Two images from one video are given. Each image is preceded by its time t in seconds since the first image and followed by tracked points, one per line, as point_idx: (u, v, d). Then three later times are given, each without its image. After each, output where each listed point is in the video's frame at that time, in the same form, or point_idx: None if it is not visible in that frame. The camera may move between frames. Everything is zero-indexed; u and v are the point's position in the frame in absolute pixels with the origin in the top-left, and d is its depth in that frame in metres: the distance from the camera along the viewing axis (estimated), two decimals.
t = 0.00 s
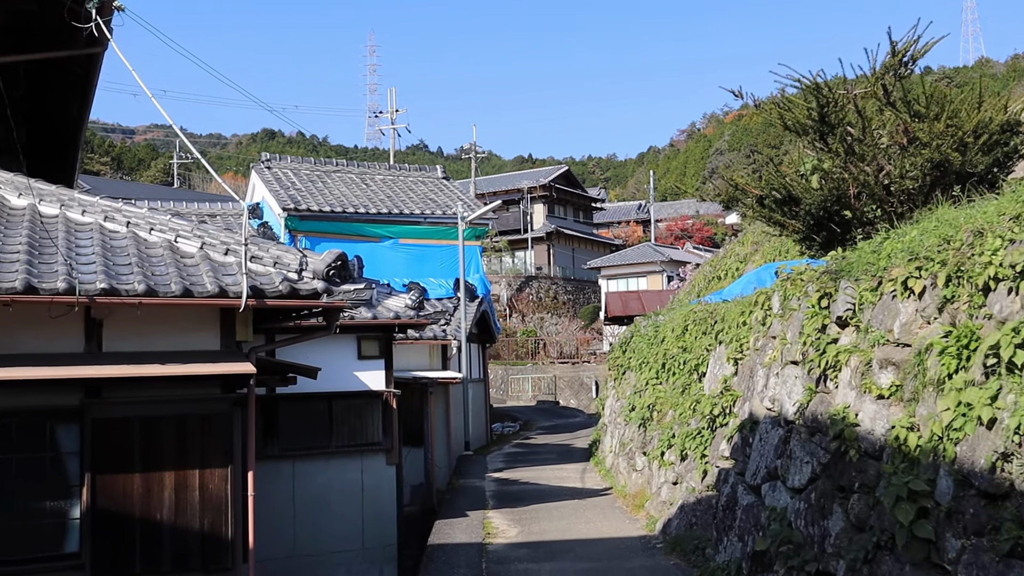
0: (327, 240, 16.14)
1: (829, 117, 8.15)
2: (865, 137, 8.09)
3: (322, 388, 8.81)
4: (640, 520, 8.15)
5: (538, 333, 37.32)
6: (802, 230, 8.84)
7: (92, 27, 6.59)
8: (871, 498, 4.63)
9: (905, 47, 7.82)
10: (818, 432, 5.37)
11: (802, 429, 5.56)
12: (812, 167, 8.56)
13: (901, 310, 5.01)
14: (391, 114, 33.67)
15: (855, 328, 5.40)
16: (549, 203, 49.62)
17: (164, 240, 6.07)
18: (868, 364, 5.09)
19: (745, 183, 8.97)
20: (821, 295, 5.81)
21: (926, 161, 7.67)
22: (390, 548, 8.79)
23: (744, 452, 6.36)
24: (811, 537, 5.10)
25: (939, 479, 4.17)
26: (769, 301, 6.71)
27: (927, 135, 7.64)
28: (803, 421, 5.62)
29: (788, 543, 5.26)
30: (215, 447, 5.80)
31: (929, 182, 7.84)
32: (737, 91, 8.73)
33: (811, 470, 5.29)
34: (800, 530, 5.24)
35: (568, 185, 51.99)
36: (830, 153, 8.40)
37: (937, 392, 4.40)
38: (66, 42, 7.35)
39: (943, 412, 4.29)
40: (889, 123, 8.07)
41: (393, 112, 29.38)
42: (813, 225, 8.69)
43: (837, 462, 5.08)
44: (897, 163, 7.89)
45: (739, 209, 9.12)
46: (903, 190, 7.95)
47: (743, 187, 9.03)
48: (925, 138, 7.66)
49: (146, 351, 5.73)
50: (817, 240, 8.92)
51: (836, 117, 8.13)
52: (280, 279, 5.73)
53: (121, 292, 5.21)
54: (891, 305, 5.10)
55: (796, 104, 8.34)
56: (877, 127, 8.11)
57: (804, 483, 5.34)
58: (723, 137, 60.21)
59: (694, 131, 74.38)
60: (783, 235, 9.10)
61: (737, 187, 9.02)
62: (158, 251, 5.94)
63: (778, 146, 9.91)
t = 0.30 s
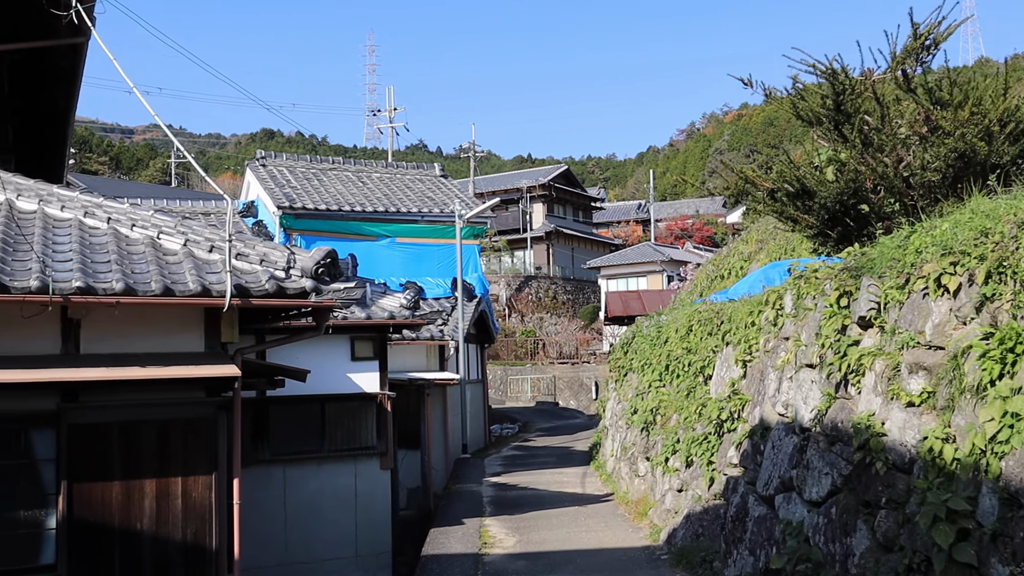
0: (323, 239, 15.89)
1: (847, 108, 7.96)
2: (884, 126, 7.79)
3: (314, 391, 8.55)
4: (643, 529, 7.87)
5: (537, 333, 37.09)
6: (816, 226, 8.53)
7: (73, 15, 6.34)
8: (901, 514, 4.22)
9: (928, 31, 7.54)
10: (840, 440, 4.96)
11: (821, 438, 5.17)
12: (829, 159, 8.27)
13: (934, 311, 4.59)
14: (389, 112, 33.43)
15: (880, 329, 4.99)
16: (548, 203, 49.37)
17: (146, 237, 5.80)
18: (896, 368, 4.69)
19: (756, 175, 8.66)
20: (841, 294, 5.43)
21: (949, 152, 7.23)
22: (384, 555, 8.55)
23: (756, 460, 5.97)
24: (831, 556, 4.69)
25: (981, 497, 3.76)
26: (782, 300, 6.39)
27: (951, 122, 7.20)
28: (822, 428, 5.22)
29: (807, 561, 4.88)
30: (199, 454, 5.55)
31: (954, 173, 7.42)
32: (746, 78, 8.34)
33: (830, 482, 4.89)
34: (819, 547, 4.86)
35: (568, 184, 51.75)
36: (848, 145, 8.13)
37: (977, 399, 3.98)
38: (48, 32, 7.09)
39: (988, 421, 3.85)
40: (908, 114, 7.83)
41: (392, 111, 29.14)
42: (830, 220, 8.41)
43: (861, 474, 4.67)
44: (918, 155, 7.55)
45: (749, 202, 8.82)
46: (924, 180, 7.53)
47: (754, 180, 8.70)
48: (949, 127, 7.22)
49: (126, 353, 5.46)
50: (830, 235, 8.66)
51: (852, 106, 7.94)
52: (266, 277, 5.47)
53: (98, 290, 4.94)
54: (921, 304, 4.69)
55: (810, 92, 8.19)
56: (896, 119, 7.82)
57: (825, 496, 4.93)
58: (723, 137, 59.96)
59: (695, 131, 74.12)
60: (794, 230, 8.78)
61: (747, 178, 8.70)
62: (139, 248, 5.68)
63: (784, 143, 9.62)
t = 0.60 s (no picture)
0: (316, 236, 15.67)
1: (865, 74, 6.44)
2: (896, 110, 6.55)
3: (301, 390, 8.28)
4: (641, 536, 7.58)
5: (535, 333, 36.88)
6: (822, 216, 7.10)
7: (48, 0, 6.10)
8: (924, 528, 3.68)
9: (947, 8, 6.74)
10: (857, 444, 4.39)
11: (831, 441, 4.62)
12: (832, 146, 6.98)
13: (962, 301, 3.95)
14: (385, 110, 33.18)
15: (898, 326, 4.39)
16: (546, 202, 49.13)
17: (120, 230, 5.53)
18: (916, 365, 4.10)
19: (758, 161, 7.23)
20: (852, 287, 4.85)
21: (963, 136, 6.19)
22: (374, 561, 8.30)
23: (759, 464, 5.65)
24: (844, 570, 4.17)
25: (1017, 510, 3.22)
26: (786, 294, 6.02)
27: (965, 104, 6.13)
28: (831, 431, 4.69)
29: None
30: (173, 457, 5.30)
31: (965, 165, 6.36)
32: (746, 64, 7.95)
33: (842, 490, 4.35)
34: (830, 560, 4.33)
35: (566, 183, 51.50)
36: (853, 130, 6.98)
37: (1012, 400, 3.37)
38: (24, 19, 6.85)
39: None
40: (920, 98, 6.64)
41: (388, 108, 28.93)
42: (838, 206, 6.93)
43: (877, 481, 4.10)
44: (929, 139, 6.39)
45: (750, 192, 7.37)
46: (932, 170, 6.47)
47: (757, 167, 7.26)
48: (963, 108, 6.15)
49: (97, 351, 5.19)
50: (838, 227, 7.22)
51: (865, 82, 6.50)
52: (244, 272, 5.20)
53: (63, 285, 4.68)
54: (945, 294, 4.07)
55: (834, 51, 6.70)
56: (906, 101, 6.66)
57: (838, 504, 4.38)
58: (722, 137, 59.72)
59: (693, 130, 73.84)
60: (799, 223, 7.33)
61: (750, 166, 7.25)
62: (112, 241, 5.42)
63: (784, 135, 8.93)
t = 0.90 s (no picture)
0: (308, 234, 15.40)
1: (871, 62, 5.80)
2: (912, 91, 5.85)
3: (288, 392, 8.01)
4: (639, 545, 7.30)
5: (532, 332, 36.60)
6: (832, 207, 6.36)
7: None
8: (955, 547, 3.34)
9: None
10: (875, 451, 4.02)
11: (846, 448, 4.27)
12: (842, 131, 6.16)
13: (997, 294, 3.55)
14: (381, 108, 32.91)
15: (923, 323, 3.99)
16: (544, 201, 48.86)
17: (91, 223, 5.26)
18: (944, 366, 3.69)
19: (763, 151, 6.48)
20: (870, 280, 4.48)
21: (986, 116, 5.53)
22: (365, 566, 8.08)
23: (766, 470, 5.39)
24: None
25: None
26: (795, 290, 5.77)
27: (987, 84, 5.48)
28: (846, 437, 4.35)
29: None
30: (146, 463, 5.02)
31: (988, 149, 5.71)
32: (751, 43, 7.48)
33: (859, 501, 4.03)
34: None
35: (564, 182, 51.20)
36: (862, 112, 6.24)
37: None
38: None
39: None
40: (935, 79, 6.03)
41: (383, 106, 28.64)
42: (849, 196, 6.26)
43: (899, 493, 3.75)
44: (949, 122, 5.76)
45: (754, 184, 6.59)
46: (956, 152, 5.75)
47: (762, 156, 6.51)
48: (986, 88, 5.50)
49: (65, 351, 4.92)
50: (848, 218, 6.48)
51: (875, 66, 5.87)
52: (219, 266, 4.93)
53: (26, 280, 4.40)
54: (977, 287, 3.67)
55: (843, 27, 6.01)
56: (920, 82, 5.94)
57: (855, 517, 4.06)
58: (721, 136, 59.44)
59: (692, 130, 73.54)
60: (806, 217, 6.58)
61: (755, 151, 6.49)
62: (82, 234, 5.14)
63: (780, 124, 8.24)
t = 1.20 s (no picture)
0: (302, 231, 15.13)
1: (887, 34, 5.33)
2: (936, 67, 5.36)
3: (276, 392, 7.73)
4: (641, 553, 7.02)
5: (531, 331, 36.32)
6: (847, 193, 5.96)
7: None
8: (1004, 568, 3.04)
9: None
10: (905, 458, 3.74)
11: (870, 454, 4.01)
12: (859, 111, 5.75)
13: None
14: (379, 106, 32.60)
15: (959, 316, 3.68)
16: (543, 200, 48.56)
17: (61, 213, 4.97)
18: (988, 363, 3.38)
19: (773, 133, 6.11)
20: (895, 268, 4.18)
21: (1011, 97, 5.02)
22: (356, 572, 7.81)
23: (777, 476, 5.10)
24: None
25: None
26: (808, 282, 5.51)
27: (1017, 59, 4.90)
28: (869, 443, 4.08)
29: None
30: (120, 467, 4.73)
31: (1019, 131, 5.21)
32: (759, 22, 7.15)
33: (886, 514, 3.75)
34: None
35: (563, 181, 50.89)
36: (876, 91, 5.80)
37: None
38: None
39: None
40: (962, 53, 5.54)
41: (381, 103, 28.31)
42: (864, 182, 5.88)
43: (935, 506, 3.47)
44: (975, 101, 5.23)
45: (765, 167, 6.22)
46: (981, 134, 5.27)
47: (771, 139, 6.13)
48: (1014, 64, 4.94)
49: (32, 349, 4.62)
50: (866, 204, 6.10)
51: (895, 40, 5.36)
52: (195, 259, 4.66)
53: None
54: None
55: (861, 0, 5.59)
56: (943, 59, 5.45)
57: (881, 532, 3.77)
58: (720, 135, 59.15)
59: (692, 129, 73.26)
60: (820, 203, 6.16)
61: (764, 134, 6.08)
62: (51, 225, 4.86)
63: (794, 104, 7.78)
